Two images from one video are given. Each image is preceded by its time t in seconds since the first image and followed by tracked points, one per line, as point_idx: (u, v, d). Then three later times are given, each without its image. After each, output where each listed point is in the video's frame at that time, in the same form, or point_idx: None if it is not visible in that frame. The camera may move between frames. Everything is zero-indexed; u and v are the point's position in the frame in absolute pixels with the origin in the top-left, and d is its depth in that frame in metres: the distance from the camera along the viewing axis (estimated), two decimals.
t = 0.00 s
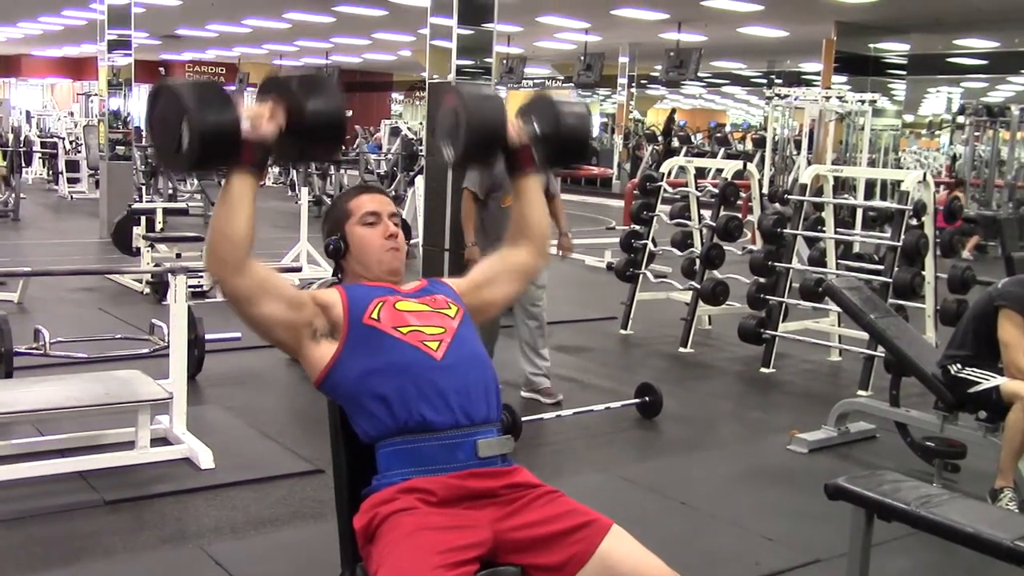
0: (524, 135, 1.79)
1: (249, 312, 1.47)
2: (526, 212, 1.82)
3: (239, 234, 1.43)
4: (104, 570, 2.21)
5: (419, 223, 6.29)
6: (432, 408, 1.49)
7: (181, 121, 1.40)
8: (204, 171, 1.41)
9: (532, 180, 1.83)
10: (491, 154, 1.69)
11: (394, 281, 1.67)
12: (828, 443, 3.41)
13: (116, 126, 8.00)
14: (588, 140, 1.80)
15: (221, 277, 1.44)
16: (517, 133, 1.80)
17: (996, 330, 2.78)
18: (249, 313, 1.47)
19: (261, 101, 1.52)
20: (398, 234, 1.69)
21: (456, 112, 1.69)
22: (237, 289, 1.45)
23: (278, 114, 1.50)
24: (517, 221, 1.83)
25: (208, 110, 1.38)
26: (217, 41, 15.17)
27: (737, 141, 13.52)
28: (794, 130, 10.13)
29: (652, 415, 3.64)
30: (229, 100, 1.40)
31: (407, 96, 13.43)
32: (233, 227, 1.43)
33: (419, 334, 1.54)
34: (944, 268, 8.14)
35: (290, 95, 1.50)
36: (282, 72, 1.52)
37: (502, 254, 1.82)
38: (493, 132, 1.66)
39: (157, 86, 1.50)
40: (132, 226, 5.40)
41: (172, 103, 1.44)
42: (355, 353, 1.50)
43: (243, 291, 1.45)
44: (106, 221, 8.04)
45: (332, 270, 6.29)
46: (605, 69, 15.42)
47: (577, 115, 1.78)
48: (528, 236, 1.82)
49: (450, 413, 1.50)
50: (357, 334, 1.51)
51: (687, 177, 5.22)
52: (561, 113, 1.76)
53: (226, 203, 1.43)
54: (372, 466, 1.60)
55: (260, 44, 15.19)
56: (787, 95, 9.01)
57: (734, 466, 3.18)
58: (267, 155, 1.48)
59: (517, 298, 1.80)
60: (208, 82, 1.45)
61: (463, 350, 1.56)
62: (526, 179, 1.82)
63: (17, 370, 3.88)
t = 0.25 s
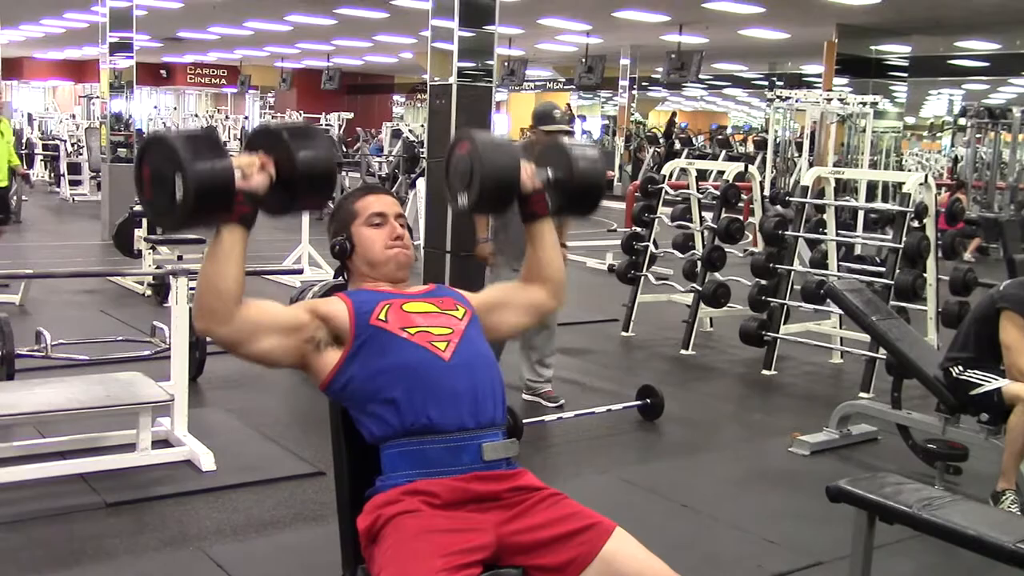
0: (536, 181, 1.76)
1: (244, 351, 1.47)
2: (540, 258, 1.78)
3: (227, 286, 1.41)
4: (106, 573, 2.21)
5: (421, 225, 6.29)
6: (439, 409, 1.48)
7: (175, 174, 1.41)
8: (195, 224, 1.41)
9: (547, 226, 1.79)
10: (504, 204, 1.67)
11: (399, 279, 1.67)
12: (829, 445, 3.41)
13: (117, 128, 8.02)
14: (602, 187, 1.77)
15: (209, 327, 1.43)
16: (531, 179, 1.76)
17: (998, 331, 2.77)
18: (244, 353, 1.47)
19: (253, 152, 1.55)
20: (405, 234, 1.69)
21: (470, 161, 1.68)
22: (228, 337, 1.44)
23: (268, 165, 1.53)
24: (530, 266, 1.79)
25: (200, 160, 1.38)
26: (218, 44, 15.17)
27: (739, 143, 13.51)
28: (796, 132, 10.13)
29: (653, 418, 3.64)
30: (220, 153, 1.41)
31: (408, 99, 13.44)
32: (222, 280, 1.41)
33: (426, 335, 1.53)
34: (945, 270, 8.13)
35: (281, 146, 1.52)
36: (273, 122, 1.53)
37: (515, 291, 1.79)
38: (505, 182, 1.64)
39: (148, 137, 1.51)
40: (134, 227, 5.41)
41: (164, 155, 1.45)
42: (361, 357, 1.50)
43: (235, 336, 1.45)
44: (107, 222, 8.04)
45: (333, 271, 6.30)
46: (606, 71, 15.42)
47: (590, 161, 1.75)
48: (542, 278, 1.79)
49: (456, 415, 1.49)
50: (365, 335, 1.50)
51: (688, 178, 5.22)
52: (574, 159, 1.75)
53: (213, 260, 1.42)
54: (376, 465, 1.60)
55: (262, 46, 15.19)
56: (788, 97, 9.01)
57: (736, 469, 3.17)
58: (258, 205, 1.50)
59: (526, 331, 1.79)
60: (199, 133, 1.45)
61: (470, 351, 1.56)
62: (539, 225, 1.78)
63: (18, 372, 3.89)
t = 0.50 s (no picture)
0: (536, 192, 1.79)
1: (245, 355, 1.47)
2: (541, 267, 1.78)
3: (227, 294, 1.42)
4: (106, 572, 2.21)
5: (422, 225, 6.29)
6: (439, 407, 1.48)
7: (173, 183, 1.42)
8: (195, 233, 1.43)
9: (546, 237, 1.80)
10: (504, 215, 1.68)
11: (401, 278, 1.67)
12: (830, 447, 3.40)
13: (119, 127, 8.03)
14: (602, 199, 1.80)
15: (207, 332, 1.43)
16: (531, 190, 1.79)
17: (999, 333, 2.77)
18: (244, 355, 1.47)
19: (253, 160, 1.56)
20: (406, 235, 1.69)
21: (470, 172, 1.68)
22: (228, 342, 1.44)
23: (267, 172, 1.55)
24: (530, 274, 1.79)
25: (198, 170, 1.39)
26: (220, 44, 15.17)
27: (741, 145, 13.51)
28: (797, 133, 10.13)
29: (654, 419, 3.63)
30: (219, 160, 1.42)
31: (410, 99, 13.45)
32: (221, 287, 1.42)
33: (426, 332, 1.53)
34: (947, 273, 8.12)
35: (280, 152, 1.54)
36: (272, 129, 1.55)
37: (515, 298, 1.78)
38: (507, 192, 1.65)
39: (146, 146, 1.52)
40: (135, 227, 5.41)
41: (162, 164, 1.46)
42: (361, 356, 1.49)
43: (235, 340, 1.45)
44: (109, 221, 8.05)
45: (334, 271, 6.30)
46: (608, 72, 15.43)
47: (591, 173, 1.79)
48: (542, 288, 1.78)
49: (456, 415, 1.49)
50: (365, 334, 1.50)
51: (690, 180, 5.22)
52: (574, 171, 1.78)
53: (215, 266, 1.43)
54: (376, 463, 1.60)
55: (264, 45, 15.20)
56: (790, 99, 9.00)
57: (737, 470, 3.17)
58: (258, 211, 1.51)
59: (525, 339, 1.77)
60: (197, 140, 1.46)
61: (470, 348, 1.56)
62: (539, 236, 1.79)
63: (19, 370, 3.89)
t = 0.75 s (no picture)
0: (529, 160, 1.77)
1: (247, 325, 1.47)
2: (534, 235, 1.80)
3: (232, 254, 1.43)
4: (107, 570, 2.21)
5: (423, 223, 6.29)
6: (437, 404, 1.48)
7: (175, 144, 1.41)
8: (199, 194, 1.42)
9: (539, 204, 1.80)
10: (496, 181, 1.67)
11: (399, 278, 1.67)
12: (831, 446, 3.40)
13: (121, 126, 8.03)
14: (594, 166, 1.76)
15: (212, 294, 1.43)
16: (523, 157, 1.77)
17: (1000, 333, 2.77)
18: (245, 326, 1.47)
19: (258, 121, 1.55)
20: (403, 236, 1.69)
21: (463, 138, 1.67)
22: (231, 304, 1.45)
23: (272, 132, 1.53)
24: (523, 242, 1.80)
25: (200, 134, 1.38)
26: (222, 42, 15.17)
27: (743, 144, 13.50)
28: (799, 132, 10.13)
29: (655, 417, 3.63)
30: (221, 124, 1.41)
31: (411, 98, 13.44)
32: (226, 247, 1.42)
33: (423, 329, 1.53)
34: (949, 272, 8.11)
35: (285, 114, 1.52)
36: (276, 91, 1.54)
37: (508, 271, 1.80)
38: (498, 159, 1.64)
39: (150, 111, 1.51)
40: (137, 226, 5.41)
41: (164, 126, 1.44)
42: (358, 352, 1.49)
43: (237, 307, 1.45)
44: (110, 220, 8.05)
45: (335, 270, 6.30)
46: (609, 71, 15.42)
47: (583, 139, 1.74)
48: (535, 257, 1.79)
49: (454, 412, 1.49)
50: (363, 331, 1.50)
51: (691, 179, 5.22)
52: (567, 138, 1.73)
53: (220, 224, 1.43)
54: (376, 463, 1.60)
55: (266, 44, 15.19)
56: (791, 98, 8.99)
57: (738, 469, 3.17)
58: (264, 172, 1.50)
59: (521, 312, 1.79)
60: (201, 104, 1.45)
61: (468, 345, 1.56)
62: (532, 204, 1.79)
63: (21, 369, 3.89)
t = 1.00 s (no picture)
0: (520, 117, 1.73)
1: (257, 291, 1.47)
2: (522, 195, 1.79)
3: (249, 207, 1.44)
4: (108, 569, 2.21)
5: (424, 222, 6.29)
6: (437, 404, 1.49)
7: (183, 96, 1.41)
8: (208, 148, 1.42)
9: (528, 163, 1.79)
10: (487, 137, 1.66)
11: (398, 278, 1.67)
12: (832, 445, 3.40)
13: (122, 125, 8.03)
14: (586, 126, 1.72)
15: (232, 252, 1.45)
16: (515, 114, 1.74)
17: (1001, 332, 2.77)
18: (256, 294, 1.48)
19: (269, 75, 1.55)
20: (401, 237, 1.69)
21: (455, 92, 1.66)
22: (248, 266, 1.46)
23: (284, 87, 1.53)
24: (511, 201, 1.79)
25: (211, 90, 1.38)
26: (223, 41, 15.17)
27: (744, 143, 13.50)
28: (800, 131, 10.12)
29: (657, 416, 3.63)
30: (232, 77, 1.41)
31: (412, 97, 13.44)
32: (244, 199, 1.43)
33: (424, 329, 1.53)
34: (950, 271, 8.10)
35: (296, 69, 1.52)
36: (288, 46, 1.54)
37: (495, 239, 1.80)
38: (489, 114, 1.63)
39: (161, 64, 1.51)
40: (139, 224, 5.41)
41: (173, 79, 1.44)
42: (359, 349, 1.49)
43: (252, 270, 1.46)
44: (111, 219, 8.05)
45: (337, 269, 6.30)
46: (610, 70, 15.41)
47: (574, 99, 1.71)
48: (523, 221, 1.79)
49: (455, 411, 1.50)
50: (364, 330, 1.50)
51: (692, 177, 5.21)
52: (558, 97, 1.70)
53: (235, 176, 1.44)
54: (377, 465, 1.60)
55: (267, 43, 15.19)
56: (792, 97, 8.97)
57: (739, 468, 3.17)
58: (274, 127, 1.50)
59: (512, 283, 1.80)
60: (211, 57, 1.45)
61: (468, 344, 1.56)
62: (522, 162, 1.78)
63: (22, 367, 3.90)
